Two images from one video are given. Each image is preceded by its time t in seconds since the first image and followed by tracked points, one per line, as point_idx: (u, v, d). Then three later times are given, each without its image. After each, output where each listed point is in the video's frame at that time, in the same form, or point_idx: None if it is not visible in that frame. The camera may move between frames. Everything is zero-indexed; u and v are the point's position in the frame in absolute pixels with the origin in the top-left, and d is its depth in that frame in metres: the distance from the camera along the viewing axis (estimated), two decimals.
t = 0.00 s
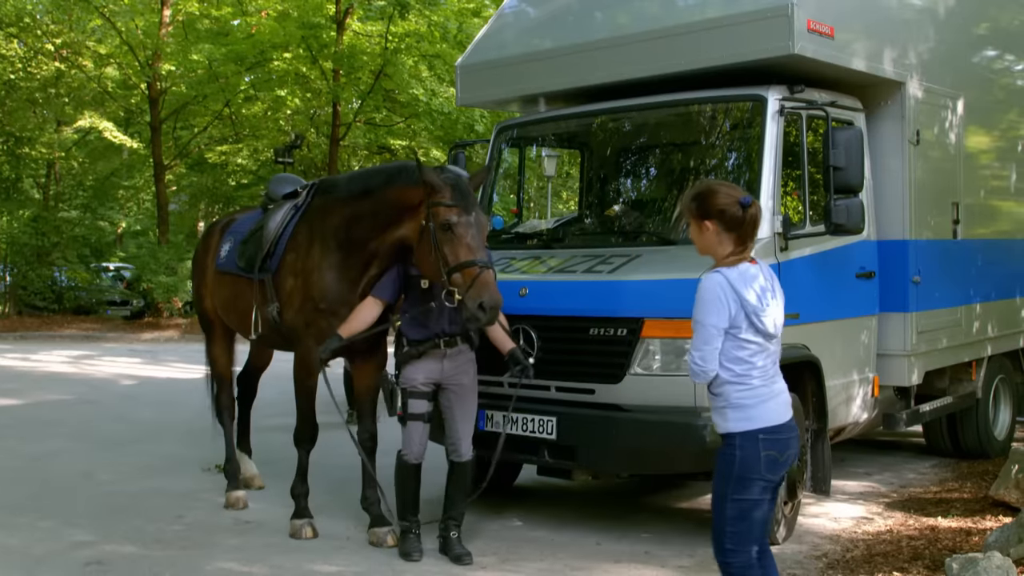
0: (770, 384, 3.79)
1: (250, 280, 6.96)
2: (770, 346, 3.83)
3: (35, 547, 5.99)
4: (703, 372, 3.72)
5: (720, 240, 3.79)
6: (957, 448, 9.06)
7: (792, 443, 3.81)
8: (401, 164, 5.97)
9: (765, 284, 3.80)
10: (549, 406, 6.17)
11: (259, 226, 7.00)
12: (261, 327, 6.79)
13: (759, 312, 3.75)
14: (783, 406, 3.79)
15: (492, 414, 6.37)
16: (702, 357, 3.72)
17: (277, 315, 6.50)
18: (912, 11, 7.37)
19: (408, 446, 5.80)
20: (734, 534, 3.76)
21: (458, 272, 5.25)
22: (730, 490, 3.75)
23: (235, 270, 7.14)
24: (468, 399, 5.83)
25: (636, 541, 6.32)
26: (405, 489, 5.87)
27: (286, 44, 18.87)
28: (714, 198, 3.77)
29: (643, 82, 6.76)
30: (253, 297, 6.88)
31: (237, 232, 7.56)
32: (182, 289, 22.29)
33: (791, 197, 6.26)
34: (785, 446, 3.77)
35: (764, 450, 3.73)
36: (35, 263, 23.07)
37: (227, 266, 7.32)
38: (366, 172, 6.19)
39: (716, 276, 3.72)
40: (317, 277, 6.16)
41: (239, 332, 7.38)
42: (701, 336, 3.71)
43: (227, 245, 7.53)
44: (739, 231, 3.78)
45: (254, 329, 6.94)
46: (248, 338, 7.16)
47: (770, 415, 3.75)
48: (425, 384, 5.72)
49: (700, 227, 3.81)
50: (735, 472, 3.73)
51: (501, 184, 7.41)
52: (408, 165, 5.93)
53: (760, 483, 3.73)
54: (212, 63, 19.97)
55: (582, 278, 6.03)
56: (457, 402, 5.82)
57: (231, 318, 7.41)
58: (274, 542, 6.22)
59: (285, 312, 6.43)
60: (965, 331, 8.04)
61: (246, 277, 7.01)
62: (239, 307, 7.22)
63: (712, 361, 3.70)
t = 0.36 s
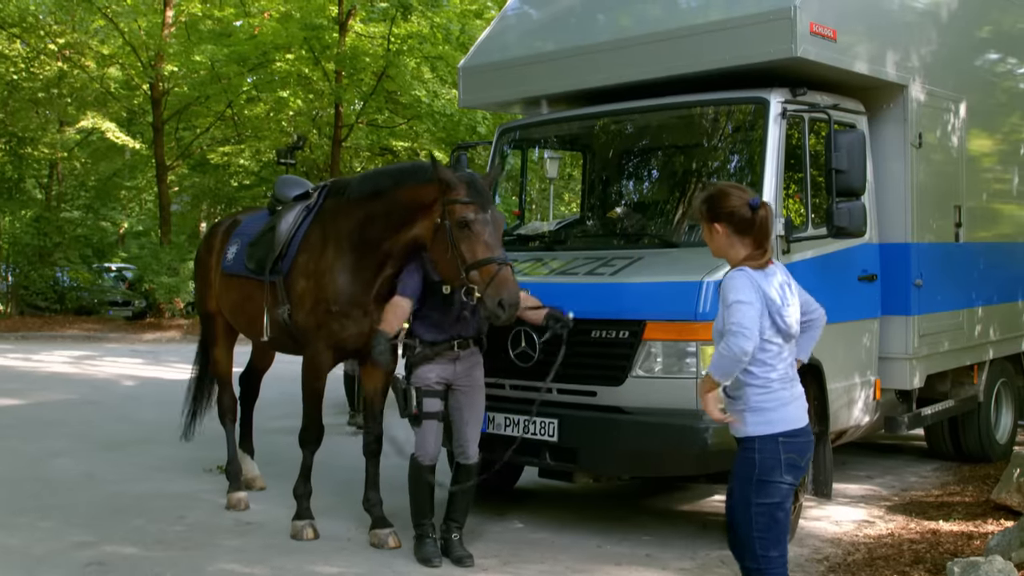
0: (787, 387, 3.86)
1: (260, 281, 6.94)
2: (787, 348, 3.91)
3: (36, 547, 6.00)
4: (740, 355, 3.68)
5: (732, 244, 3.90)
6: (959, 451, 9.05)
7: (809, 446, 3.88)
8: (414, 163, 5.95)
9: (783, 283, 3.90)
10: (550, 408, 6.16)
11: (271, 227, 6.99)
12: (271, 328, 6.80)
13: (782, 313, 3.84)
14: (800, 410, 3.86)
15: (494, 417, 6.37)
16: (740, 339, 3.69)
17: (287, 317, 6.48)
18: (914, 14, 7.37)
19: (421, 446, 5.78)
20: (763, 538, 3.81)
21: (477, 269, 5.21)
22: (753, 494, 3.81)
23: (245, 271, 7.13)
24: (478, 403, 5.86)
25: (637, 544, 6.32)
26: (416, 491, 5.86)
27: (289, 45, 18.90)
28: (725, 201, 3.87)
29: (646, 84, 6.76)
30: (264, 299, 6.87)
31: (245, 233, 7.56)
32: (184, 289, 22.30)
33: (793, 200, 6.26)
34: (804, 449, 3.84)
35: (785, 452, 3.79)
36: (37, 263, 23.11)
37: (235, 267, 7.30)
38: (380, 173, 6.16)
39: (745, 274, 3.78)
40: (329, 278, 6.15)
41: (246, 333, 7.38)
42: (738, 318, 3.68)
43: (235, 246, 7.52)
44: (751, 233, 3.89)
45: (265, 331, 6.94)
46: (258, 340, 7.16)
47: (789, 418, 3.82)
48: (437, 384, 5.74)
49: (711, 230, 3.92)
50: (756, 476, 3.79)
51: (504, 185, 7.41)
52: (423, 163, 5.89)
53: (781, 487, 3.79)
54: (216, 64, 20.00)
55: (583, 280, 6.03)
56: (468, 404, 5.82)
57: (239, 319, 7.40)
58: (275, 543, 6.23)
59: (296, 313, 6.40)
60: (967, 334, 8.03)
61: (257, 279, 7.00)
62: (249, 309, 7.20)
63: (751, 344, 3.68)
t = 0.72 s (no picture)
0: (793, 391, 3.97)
1: (266, 282, 6.93)
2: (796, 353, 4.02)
3: (38, 546, 6.00)
4: (768, 347, 3.79)
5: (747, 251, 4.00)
6: (961, 457, 9.04)
7: (809, 450, 3.97)
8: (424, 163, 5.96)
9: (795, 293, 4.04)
10: (552, 410, 6.16)
11: (276, 228, 6.98)
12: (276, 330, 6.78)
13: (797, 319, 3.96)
14: (801, 416, 3.97)
15: (496, 418, 6.36)
16: (766, 332, 3.80)
17: (292, 319, 6.45)
18: (919, 19, 7.37)
19: (422, 448, 5.80)
20: (755, 536, 3.88)
21: (493, 271, 5.24)
22: (750, 492, 3.90)
23: (249, 272, 7.12)
24: (481, 402, 5.85)
25: (638, 547, 6.31)
26: (417, 492, 5.87)
27: (293, 45, 18.92)
28: (743, 210, 3.97)
29: (650, 87, 6.76)
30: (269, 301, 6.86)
31: (249, 233, 7.54)
32: (186, 289, 22.30)
33: (797, 205, 6.26)
34: (804, 452, 3.93)
35: (785, 455, 3.88)
36: (40, 261, 23.15)
37: (240, 268, 7.29)
38: (389, 173, 6.16)
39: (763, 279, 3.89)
40: (339, 280, 6.15)
41: (250, 334, 7.37)
42: (766, 311, 3.79)
43: (238, 247, 7.50)
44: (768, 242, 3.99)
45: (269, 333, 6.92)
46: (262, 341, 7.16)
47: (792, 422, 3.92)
48: (440, 387, 5.73)
49: (728, 237, 4.02)
50: (754, 475, 3.89)
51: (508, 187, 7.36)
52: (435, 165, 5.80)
53: (780, 488, 3.88)
54: (221, 63, 20.15)
55: (586, 282, 6.05)
56: (469, 405, 5.81)
57: (243, 320, 7.40)
58: (277, 543, 6.23)
59: (302, 316, 6.38)
60: (970, 339, 8.03)
61: (262, 280, 6.99)
62: (253, 310, 7.20)
63: (776, 337, 3.79)
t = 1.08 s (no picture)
0: (796, 388, 4.00)
1: (268, 284, 6.94)
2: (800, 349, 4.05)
3: (41, 546, 6.00)
4: (782, 348, 3.77)
5: (755, 252, 4.04)
6: (965, 459, 9.03)
7: (810, 449, 4.02)
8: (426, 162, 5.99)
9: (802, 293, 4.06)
10: (555, 412, 6.16)
11: (277, 229, 6.97)
12: (279, 332, 6.78)
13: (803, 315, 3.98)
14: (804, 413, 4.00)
15: (499, 419, 6.37)
16: (782, 328, 3.77)
17: (295, 321, 6.45)
18: (924, 21, 7.37)
19: (427, 450, 5.82)
20: (746, 527, 3.96)
21: (501, 259, 5.26)
22: (749, 487, 3.95)
23: (252, 274, 7.12)
24: (488, 402, 5.86)
25: (641, 548, 6.31)
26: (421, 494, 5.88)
27: (297, 46, 18.94)
28: (753, 211, 4.01)
29: (654, 88, 6.76)
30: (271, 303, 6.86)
31: (250, 235, 7.55)
32: (190, 289, 22.31)
33: (801, 206, 6.26)
34: (806, 451, 3.97)
35: (788, 454, 3.92)
36: (45, 262, 23.18)
37: (242, 270, 7.30)
38: (392, 173, 6.18)
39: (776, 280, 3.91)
40: (342, 282, 6.15)
41: (253, 335, 7.36)
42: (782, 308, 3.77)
43: (239, 249, 7.51)
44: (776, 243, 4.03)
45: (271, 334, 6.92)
46: (265, 342, 7.15)
47: (796, 420, 3.96)
48: (446, 388, 5.76)
49: (736, 237, 4.07)
50: (757, 471, 3.92)
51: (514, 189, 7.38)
52: (439, 162, 5.87)
53: (778, 488, 3.93)
54: (223, 64, 20.09)
55: (590, 284, 6.04)
56: (475, 406, 5.84)
57: (246, 321, 7.40)
58: (280, 544, 6.23)
59: (305, 318, 6.38)
60: (974, 341, 8.01)
61: (264, 282, 7.00)
62: (255, 312, 7.21)
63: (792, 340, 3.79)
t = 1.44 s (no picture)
0: (789, 387, 4.02)
1: (267, 287, 6.94)
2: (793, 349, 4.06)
3: (42, 549, 6.00)
4: (770, 346, 3.79)
5: (748, 252, 4.04)
6: (966, 459, 9.02)
7: (807, 445, 4.02)
8: (425, 164, 6.00)
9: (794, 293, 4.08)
10: (556, 413, 6.16)
11: (277, 232, 6.98)
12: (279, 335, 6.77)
13: (793, 315, 4.00)
14: (797, 411, 4.01)
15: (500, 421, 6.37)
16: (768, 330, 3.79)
17: (295, 324, 6.45)
18: (925, 21, 7.37)
19: (431, 451, 5.83)
20: (758, 529, 3.97)
21: (500, 260, 5.25)
22: (750, 490, 3.96)
23: (251, 276, 7.12)
24: (502, 402, 5.77)
25: (642, 549, 6.31)
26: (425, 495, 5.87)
27: (298, 48, 18.93)
28: (748, 210, 4.02)
29: (655, 90, 6.76)
30: (270, 305, 6.86)
31: (250, 237, 7.56)
32: (192, 291, 22.11)
33: (801, 207, 6.26)
34: (802, 448, 3.98)
35: (783, 452, 3.93)
36: (45, 264, 23.19)
37: (241, 272, 7.30)
38: (393, 175, 6.19)
39: (766, 278, 3.93)
40: (341, 284, 6.15)
41: (253, 338, 7.37)
42: (768, 310, 3.79)
43: (239, 252, 7.51)
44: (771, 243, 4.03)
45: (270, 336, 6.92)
46: (265, 345, 7.15)
47: (789, 419, 3.97)
48: (452, 390, 5.76)
49: (732, 236, 4.07)
50: (754, 473, 3.93)
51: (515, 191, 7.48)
52: (440, 161, 5.86)
53: (778, 486, 3.93)
54: (224, 66, 20.18)
55: (591, 286, 6.04)
56: (486, 407, 5.77)
57: (246, 324, 7.39)
58: (281, 545, 6.23)
59: (304, 321, 6.38)
60: (975, 342, 8.01)
61: (263, 285, 7.00)
62: (255, 314, 7.21)
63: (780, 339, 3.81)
